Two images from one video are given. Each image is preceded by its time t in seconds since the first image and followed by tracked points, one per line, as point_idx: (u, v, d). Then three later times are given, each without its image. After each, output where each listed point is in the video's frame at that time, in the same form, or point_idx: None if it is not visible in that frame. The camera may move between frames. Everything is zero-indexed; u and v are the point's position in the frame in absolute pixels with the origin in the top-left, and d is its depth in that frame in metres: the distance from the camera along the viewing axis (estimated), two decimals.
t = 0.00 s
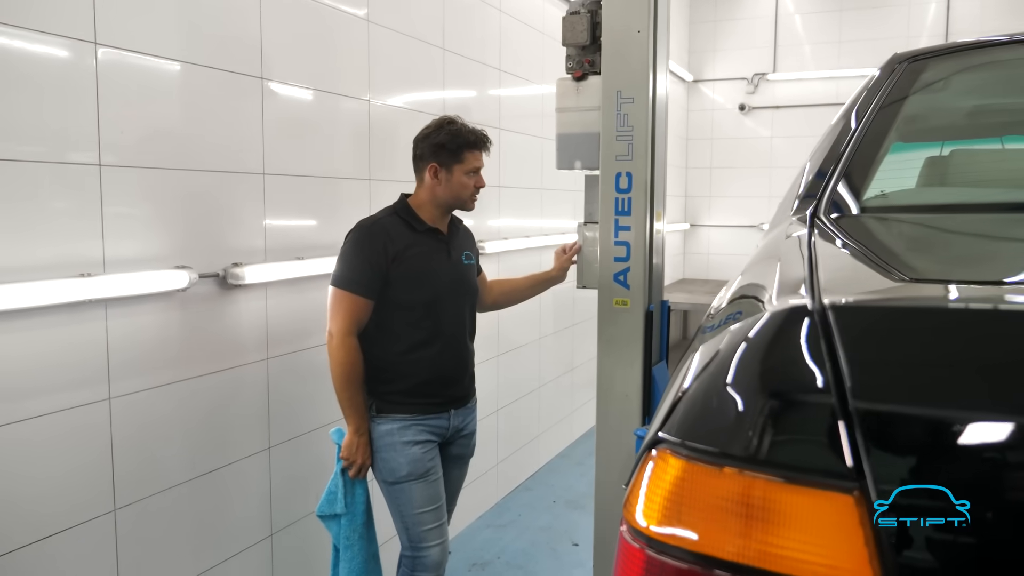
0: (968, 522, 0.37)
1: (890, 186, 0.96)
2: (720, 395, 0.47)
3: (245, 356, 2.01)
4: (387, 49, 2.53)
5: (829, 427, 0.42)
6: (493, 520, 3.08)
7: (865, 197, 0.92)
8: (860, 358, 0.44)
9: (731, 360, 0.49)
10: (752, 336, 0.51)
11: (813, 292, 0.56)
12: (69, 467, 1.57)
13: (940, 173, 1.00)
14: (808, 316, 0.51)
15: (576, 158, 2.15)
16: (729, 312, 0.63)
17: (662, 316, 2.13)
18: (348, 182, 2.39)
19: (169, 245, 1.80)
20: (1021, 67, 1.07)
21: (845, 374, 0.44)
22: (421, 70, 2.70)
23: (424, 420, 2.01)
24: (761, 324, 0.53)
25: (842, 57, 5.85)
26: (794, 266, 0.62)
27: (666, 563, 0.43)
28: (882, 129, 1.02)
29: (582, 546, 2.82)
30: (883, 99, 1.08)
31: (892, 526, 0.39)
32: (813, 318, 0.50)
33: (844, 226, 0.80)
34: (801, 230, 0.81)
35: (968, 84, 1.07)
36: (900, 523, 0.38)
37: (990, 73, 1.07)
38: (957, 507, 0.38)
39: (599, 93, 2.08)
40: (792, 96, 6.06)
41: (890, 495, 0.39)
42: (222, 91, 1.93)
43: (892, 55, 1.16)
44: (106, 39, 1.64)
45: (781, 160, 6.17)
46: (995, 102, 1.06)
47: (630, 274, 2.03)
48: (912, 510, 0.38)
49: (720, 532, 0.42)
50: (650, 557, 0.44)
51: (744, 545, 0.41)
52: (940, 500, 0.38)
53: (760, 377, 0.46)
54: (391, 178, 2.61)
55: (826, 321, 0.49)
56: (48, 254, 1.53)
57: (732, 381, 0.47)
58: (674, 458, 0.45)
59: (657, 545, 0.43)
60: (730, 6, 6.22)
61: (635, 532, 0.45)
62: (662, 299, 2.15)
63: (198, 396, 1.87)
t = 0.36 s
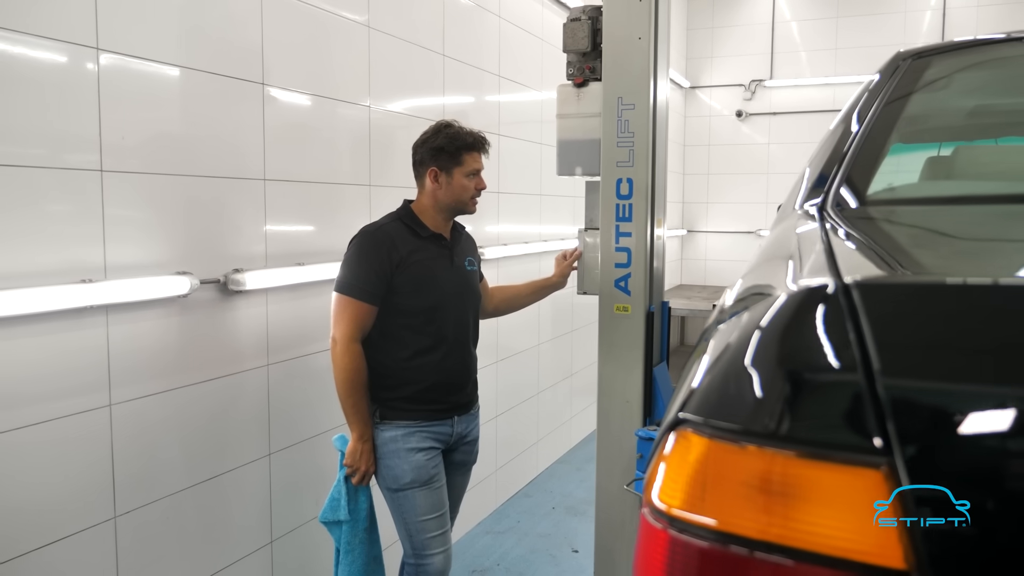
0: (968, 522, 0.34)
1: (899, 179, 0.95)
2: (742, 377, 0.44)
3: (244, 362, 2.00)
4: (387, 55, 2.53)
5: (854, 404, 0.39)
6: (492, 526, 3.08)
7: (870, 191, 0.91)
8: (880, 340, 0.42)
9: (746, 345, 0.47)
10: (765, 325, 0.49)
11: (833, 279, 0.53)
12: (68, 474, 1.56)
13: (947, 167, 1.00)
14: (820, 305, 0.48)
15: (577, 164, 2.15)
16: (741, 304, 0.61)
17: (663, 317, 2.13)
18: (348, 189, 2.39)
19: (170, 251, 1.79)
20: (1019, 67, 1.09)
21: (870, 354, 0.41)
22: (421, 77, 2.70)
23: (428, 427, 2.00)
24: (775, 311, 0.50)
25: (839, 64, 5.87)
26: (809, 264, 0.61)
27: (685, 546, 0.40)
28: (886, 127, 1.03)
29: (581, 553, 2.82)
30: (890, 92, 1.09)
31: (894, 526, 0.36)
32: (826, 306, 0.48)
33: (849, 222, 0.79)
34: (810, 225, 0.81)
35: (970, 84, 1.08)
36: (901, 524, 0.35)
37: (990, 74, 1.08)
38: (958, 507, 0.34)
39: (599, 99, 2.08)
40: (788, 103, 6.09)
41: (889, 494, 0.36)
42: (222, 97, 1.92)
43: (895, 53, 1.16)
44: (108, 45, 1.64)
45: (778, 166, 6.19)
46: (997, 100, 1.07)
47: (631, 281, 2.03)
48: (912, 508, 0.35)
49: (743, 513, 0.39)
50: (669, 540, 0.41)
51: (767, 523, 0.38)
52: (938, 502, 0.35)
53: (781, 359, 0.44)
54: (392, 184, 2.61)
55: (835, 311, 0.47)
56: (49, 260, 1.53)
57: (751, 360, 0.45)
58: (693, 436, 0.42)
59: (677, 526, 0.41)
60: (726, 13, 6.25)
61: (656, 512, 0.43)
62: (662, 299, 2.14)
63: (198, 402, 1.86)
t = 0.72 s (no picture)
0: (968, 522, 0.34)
1: (913, 171, 0.95)
2: (774, 364, 0.42)
3: (249, 367, 1.99)
4: (392, 60, 2.53)
5: (886, 386, 0.38)
6: (494, 532, 3.07)
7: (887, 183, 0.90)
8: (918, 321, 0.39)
9: (778, 330, 0.45)
10: (794, 314, 0.46)
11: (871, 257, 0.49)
12: (72, 480, 1.55)
13: (961, 163, 1.00)
14: (852, 286, 0.44)
15: (582, 169, 2.16)
16: (761, 296, 0.59)
17: (667, 318, 2.07)
18: (352, 194, 2.39)
19: (175, 256, 1.79)
20: None
21: (908, 335, 0.39)
22: (425, 82, 2.70)
23: (434, 433, 2.00)
24: (805, 295, 0.48)
25: (839, 71, 5.88)
26: (824, 255, 0.61)
27: (721, 522, 0.41)
28: (900, 124, 1.02)
29: (584, 559, 2.81)
30: (904, 89, 1.09)
31: (892, 526, 0.36)
32: (856, 291, 0.44)
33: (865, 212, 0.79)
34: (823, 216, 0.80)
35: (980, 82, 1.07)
36: (900, 524, 0.36)
37: (1003, 73, 1.08)
38: (957, 507, 0.35)
39: (605, 105, 2.09)
40: (788, 110, 6.11)
41: (888, 494, 0.37)
42: (227, 102, 1.92)
43: (907, 51, 1.17)
44: (113, 48, 1.63)
45: (779, 172, 6.20)
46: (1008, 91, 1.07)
47: (637, 287, 2.03)
48: (912, 508, 0.36)
49: (781, 491, 0.39)
50: (706, 517, 0.42)
51: (813, 501, 0.38)
52: (940, 501, 0.35)
53: (812, 342, 0.42)
54: (396, 189, 2.61)
55: (865, 299, 0.43)
56: (55, 265, 1.52)
57: (785, 344, 0.43)
58: (732, 414, 0.42)
59: (715, 503, 0.42)
60: (727, 20, 6.27)
61: (693, 490, 0.44)
62: (667, 302, 2.08)
63: (202, 407, 1.85)
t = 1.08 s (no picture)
0: (967, 521, 0.39)
1: (934, 156, 0.92)
2: (813, 348, 0.46)
3: (255, 369, 1.99)
4: (398, 62, 2.53)
5: (935, 360, 0.41)
6: (496, 535, 3.06)
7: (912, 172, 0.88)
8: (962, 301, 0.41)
9: (817, 310, 0.47)
10: (829, 298, 0.48)
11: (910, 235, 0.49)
12: (78, 483, 1.54)
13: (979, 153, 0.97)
14: (888, 270, 0.46)
15: (588, 172, 2.15)
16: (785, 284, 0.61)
17: (674, 316, 2.09)
18: (358, 195, 2.38)
19: (182, 257, 1.78)
20: None
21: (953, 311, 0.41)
22: (430, 84, 2.70)
23: (443, 435, 1.99)
24: (837, 273, 0.50)
25: (840, 74, 5.89)
26: (849, 242, 0.60)
27: (762, 499, 0.45)
28: (920, 111, 0.99)
29: (587, 562, 2.81)
30: (921, 79, 1.05)
31: (892, 525, 0.40)
32: (894, 272, 0.46)
33: (889, 200, 0.77)
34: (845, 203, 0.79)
35: (995, 73, 1.05)
36: (899, 523, 0.40)
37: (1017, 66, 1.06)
38: (957, 507, 0.39)
39: (611, 108, 2.08)
40: (789, 113, 6.11)
41: (888, 494, 0.40)
42: (234, 102, 1.91)
43: (921, 44, 1.14)
44: (120, 48, 1.62)
45: (779, 175, 6.21)
46: None
47: (642, 289, 2.02)
48: (913, 506, 0.40)
49: (822, 465, 0.43)
50: (751, 492, 0.46)
51: (864, 472, 0.41)
52: (940, 501, 0.39)
53: (855, 320, 0.45)
54: (401, 191, 2.60)
55: (903, 281, 0.45)
56: (61, 266, 1.51)
57: (827, 326, 0.46)
58: (778, 392, 0.46)
59: (760, 478, 0.45)
60: (728, 23, 6.28)
61: (736, 466, 0.47)
62: (673, 299, 2.11)
63: (209, 409, 1.85)
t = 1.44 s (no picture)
0: (967, 522, 0.38)
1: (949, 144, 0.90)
2: (842, 329, 0.45)
3: (257, 370, 1.98)
4: (399, 61, 2.52)
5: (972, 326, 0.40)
6: (497, 536, 3.06)
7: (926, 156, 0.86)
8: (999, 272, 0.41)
9: (846, 290, 0.47)
10: (858, 276, 0.47)
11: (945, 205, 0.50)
12: (81, 484, 1.53)
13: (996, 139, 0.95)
14: (916, 248, 0.46)
15: (591, 172, 2.14)
16: (799, 274, 0.61)
17: (676, 311, 2.08)
18: (359, 195, 2.37)
19: (185, 257, 1.77)
20: None
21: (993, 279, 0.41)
22: (431, 84, 2.69)
23: (445, 435, 1.98)
24: (859, 259, 0.48)
25: (838, 75, 5.91)
26: (859, 226, 0.60)
27: (796, 474, 0.44)
28: (931, 102, 0.98)
29: (588, 562, 2.80)
30: (930, 69, 1.04)
31: (892, 526, 0.40)
32: (923, 250, 0.46)
33: (904, 183, 0.75)
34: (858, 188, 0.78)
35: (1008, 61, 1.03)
36: (900, 524, 0.40)
37: None
38: (957, 507, 0.38)
39: (614, 107, 2.09)
40: (787, 113, 6.12)
41: (888, 495, 0.40)
42: (235, 102, 1.90)
43: (929, 35, 1.13)
44: (122, 47, 1.61)
45: (777, 175, 6.22)
46: None
47: (646, 289, 2.02)
48: (911, 508, 0.39)
49: (856, 435, 0.42)
50: (786, 466, 0.45)
51: (904, 441, 0.40)
52: (940, 502, 0.39)
53: (888, 293, 0.44)
54: (401, 191, 2.60)
55: (934, 256, 0.44)
56: (65, 266, 1.50)
57: (857, 309, 0.45)
58: (812, 363, 0.45)
59: (794, 450, 0.44)
60: (726, 24, 6.29)
61: (771, 438, 0.46)
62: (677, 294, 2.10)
63: (213, 410, 1.84)
